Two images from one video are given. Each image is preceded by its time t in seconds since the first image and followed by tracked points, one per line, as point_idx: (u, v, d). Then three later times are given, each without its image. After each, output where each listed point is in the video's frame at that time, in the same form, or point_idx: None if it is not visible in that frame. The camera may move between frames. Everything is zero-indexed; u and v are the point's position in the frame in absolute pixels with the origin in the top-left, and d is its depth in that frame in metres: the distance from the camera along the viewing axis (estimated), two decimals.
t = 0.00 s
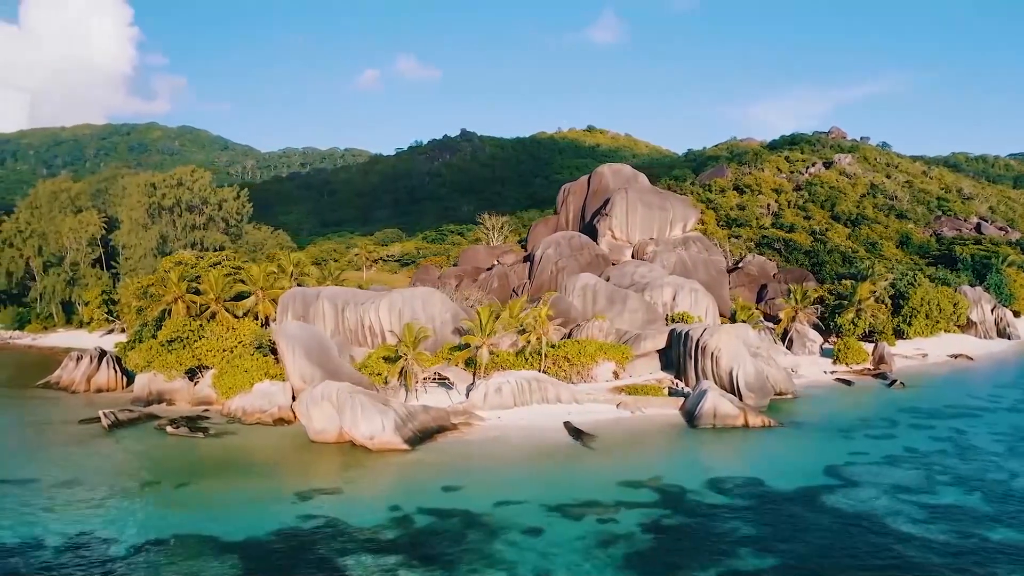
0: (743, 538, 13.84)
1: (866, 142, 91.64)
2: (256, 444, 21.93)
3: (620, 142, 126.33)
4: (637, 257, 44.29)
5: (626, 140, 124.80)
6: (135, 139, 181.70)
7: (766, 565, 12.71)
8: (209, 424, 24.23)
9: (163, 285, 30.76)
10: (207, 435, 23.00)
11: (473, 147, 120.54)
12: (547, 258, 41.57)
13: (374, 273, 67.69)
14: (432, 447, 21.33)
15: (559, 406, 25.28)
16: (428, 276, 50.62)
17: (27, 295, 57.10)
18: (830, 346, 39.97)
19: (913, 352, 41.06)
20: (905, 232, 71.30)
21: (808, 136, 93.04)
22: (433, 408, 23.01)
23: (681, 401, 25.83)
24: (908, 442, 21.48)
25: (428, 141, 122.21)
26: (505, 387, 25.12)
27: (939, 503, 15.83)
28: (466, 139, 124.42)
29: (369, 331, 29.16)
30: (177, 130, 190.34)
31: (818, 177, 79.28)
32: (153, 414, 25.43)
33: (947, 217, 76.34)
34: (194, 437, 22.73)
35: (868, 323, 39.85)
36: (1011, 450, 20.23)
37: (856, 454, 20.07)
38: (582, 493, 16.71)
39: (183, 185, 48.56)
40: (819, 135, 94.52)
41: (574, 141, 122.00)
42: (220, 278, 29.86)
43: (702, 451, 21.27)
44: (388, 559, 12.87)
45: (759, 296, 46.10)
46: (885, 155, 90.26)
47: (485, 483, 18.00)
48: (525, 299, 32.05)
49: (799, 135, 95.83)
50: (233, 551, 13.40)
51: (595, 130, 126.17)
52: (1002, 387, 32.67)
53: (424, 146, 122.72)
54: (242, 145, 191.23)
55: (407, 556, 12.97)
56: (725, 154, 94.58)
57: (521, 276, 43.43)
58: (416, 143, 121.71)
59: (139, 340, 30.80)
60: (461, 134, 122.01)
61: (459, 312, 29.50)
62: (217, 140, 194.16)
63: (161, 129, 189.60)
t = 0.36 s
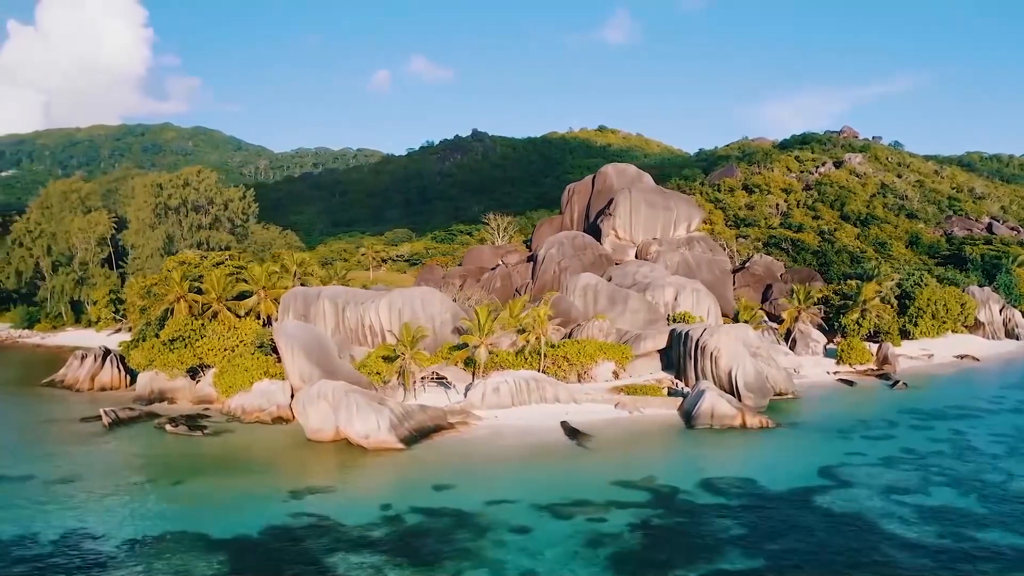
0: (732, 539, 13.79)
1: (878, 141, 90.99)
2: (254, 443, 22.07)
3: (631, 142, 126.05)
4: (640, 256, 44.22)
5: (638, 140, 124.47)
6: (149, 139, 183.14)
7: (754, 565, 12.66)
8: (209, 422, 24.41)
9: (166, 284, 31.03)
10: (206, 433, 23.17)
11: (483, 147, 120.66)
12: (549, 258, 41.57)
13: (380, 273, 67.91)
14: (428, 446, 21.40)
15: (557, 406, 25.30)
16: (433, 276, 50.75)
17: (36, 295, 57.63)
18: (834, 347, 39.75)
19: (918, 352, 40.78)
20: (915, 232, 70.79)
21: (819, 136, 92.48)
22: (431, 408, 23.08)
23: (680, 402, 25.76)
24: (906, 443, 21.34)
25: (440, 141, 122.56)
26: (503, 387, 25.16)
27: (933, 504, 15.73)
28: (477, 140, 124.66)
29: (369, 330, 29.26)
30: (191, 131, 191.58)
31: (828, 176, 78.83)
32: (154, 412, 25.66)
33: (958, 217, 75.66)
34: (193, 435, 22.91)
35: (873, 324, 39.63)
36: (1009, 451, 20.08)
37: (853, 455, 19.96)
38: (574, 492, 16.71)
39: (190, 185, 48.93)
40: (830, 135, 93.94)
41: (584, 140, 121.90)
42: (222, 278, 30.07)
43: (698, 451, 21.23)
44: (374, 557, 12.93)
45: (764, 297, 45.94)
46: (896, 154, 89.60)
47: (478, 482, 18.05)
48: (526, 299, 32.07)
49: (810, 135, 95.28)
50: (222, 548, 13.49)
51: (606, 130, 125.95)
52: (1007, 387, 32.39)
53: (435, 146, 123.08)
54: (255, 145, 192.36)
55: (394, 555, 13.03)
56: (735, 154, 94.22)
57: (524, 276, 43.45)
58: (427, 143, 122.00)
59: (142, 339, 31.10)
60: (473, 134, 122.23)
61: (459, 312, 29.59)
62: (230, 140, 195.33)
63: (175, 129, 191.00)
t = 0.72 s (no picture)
0: (721, 539, 13.77)
1: (888, 141, 90.38)
2: (252, 441, 22.22)
3: (641, 142, 125.71)
4: (643, 257, 44.16)
5: (649, 140, 124.10)
6: (162, 140, 184.31)
7: (742, 565, 12.64)
8: (208, 421, 24.59)
9: (169, 284, 31.27)
10: (205, 432, 23.32)
11: (493, 147, 120.77)
12: (552, 258, 41.56)
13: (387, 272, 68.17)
14: (424, 445, 21.45)
15: (555, 406, 25.32)
16: (437, 275, 50.84)
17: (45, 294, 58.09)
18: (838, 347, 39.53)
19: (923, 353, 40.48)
20: (924, 232, 70.29)
21: (829, 135, 91.96)
22: (428, 407, 23.13)
23: (679, 402, 25.69)
24: (905, 444, 21.22)
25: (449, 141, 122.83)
26: (501, 386, 25.18)
27: (926, 505, 15.66)
28: (488, 140, 124.79)
29: (370, 329, 29.36)
30: (203, 131, 192.70)
31: (837, 176, 78.39)
32: (155, 411, 25.85)
33: (968, 217, 75.06)
34: (192, 434, 23.08)
35: (877, 324, 39.39)
36: (1008, 452, 19.92)
37: (849, 456, 19.87)
38: (566, 492, 16.71)
39: (196, 186, 49.28)
40: (840, 134, 93.38)
41: (594, 140, 121.74)
42: (224, 277, 30.29)
43: (694, 452, 21.19)
44: (362, 555, 12.99)
45: (768, 297, 45.77)
46: (907, 154, 88.96)
47: (471, 481, 18.09)
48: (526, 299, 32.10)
49: (820, 134, 94.75)
50: (213, 545, 13.59)
51: (617, 130, 125.65)
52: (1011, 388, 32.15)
53: (445, 146, 123.35)
54: (266, 146, 193.31)
55: (382, 552, 13.08)
56: (745, 154, 93.87)
57: (527, 276, 43.46)
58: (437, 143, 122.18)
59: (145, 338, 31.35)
60: (483, 134, 122.39)
61: (459, 311, 29.66)
62: (242, 141, 196.34)
63: (188, 129, 192.16)
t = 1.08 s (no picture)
0: (711, 539, 13.76)
1: (899, 140, 89.73)
2: (250, 440, 22.34)
3: (652, 142, 125.39)
4: (647, 256, 44.08)
5: (660, 140, 123.72)
6: (175, 141, 185.63)
7: (730, 565, 12.62)
8: (209, 420, 24.74)
9: (172, 283, 31.47)
10: (205, 431, 23.48)
11: (504, 147, 120.88)
12: (555, 258, 41.55)
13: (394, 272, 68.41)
14: (422, 445, 21.49)
15: (554, 406, 25.32)
16: (442, 274, 50.93)
17: (54, 294, 58.58)
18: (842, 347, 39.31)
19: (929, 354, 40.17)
20: (933, 232, 69.77)
21: (839, 135, 91.41)
22: (426, 406, 23.18)
23: (678, 402, 25.63)
24: (904, 445, 21.08)
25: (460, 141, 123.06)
26: (500, 386, 25.21)
27: (921, 507, 15.57)
28: (498, 140, 124.87)
29: (371, 329, 29.45)
30: (216, 131, 193.83)
31: (846, 176, 77.93)
32: (156, 409, 26.02)
33: (979, 217, 74.42)
34: (191, 433, 23.23)
35: (882, 325, 39.15)
36: (1008, 454, 19.77)
37: (847, 457, 19.76)
38: (558, 492, 16.72)
39: (201, 186, 49.64)
40: (850, 134, 92.80)
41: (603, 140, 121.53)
42: (227, 277, 30.49)
43: (692, 452, 21.14)
44: (352, 552, 13.06)
45: (773, 297, 45.55)
46: (918, 153, 88.28)
47: (465, 480, 18.12)
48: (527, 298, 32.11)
49: (830, 133, 94.17)
50: (205, 543, 13.70)
51: (627, 129, 125.35)
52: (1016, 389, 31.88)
53: (456, 146, 123.57)
54: (278, 147, 194.25)
55: (372, 551, 13.15)
56: (755, 153, 93.47)
57: (530, 276, 43.48)
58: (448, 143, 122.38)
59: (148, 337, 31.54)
60: (494, 134, 122.49)
61: (459, 311, 29.71)
62: (254, 141, 197.41)
63: (200, 130, 193.27)
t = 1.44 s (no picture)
0: (700, 539, 13.73)
1: (911, 140, 88.99)
2: (248, 438, 22.45)
3: (664, 141, 125.01)
4: (651, 256, 44.01)
5: (672, 140, 123.30)
6: (190, 141, 187.06)
7: (717, 566, 12.60)
8: (209, 419, 24.90)
9: (175, 283, 31.69)
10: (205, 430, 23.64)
11: (515, 147, 120.96)
12: (559, 258, 41.56)
13: (401, 272, 68.63)
14: (418, 444, 21.55)
15: (553, 405, 25.34)
16: (447, 274, 51.03)
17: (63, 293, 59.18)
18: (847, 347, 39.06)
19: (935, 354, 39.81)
20: (943, 232, 69.20)
21: (850, 134, 90.79)
22: (423, 406, 23.25)
23: (677, 402, 25.58)
24: (902, 446, 20.95)
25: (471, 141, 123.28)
26: (499, 386, 25.26)
27: (914, 508, 15.48)
28: (510, 140, 124.98)
29: (372, 328, 29.54)
30: (230, 132, 195.05)
31: (856, 175, 77.44)
32: (158, 408, 26.23)
33: (990, 217, 73.70)
34: (191, 431, 23.40)
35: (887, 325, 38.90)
36: (1007, 455, 19.62)
37: (844, 458, 19.64)
38: (551, 491, 16.73)
39: (208, 187, 50.04)
40: (861, 133, 92.17)
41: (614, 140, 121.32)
42: (229, 276, 30.68)
43: (689, 452, 21.09)
44: (340, 551, 13.13)
45: (779, 297, 45.30)
46: (930, 153, 87.53)
47: (459, 479, 18.17)
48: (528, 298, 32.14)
49: (841, 133, 93.52)
50: (196, 540, 13.81)
51: (638, 129, 125.09)
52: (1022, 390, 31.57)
53: (467, 146, 123.80)
54: (291, 148, 195.32)
55: (359, 549, 13.22)
56: (765, 153, 93.06)
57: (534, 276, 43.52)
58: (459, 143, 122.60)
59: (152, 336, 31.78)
60: (504, 134, 122.57)
61: (460, 311, 29.77)
62: (267, 142, 198.53)
63: (214, 130, 194.58)
